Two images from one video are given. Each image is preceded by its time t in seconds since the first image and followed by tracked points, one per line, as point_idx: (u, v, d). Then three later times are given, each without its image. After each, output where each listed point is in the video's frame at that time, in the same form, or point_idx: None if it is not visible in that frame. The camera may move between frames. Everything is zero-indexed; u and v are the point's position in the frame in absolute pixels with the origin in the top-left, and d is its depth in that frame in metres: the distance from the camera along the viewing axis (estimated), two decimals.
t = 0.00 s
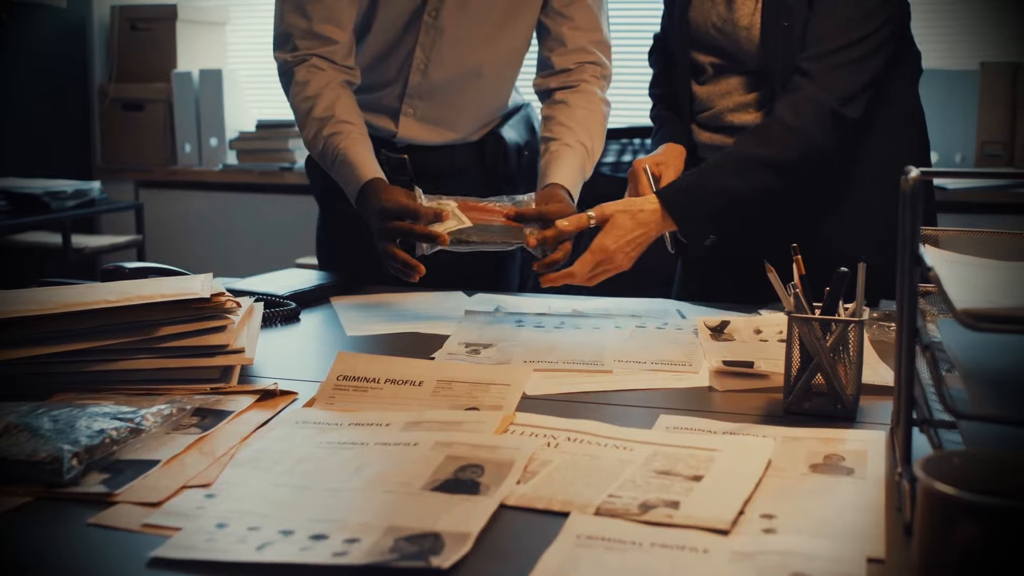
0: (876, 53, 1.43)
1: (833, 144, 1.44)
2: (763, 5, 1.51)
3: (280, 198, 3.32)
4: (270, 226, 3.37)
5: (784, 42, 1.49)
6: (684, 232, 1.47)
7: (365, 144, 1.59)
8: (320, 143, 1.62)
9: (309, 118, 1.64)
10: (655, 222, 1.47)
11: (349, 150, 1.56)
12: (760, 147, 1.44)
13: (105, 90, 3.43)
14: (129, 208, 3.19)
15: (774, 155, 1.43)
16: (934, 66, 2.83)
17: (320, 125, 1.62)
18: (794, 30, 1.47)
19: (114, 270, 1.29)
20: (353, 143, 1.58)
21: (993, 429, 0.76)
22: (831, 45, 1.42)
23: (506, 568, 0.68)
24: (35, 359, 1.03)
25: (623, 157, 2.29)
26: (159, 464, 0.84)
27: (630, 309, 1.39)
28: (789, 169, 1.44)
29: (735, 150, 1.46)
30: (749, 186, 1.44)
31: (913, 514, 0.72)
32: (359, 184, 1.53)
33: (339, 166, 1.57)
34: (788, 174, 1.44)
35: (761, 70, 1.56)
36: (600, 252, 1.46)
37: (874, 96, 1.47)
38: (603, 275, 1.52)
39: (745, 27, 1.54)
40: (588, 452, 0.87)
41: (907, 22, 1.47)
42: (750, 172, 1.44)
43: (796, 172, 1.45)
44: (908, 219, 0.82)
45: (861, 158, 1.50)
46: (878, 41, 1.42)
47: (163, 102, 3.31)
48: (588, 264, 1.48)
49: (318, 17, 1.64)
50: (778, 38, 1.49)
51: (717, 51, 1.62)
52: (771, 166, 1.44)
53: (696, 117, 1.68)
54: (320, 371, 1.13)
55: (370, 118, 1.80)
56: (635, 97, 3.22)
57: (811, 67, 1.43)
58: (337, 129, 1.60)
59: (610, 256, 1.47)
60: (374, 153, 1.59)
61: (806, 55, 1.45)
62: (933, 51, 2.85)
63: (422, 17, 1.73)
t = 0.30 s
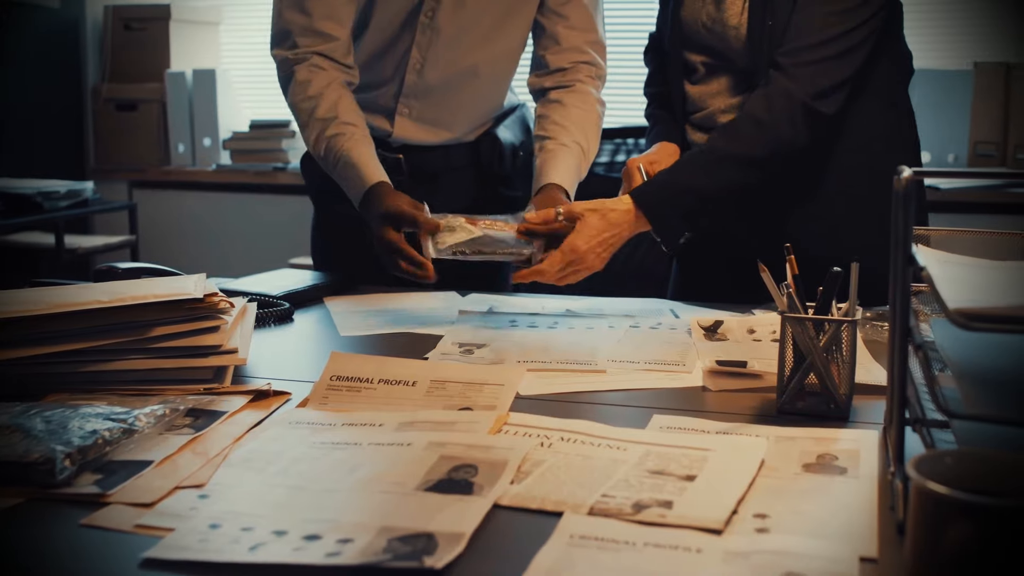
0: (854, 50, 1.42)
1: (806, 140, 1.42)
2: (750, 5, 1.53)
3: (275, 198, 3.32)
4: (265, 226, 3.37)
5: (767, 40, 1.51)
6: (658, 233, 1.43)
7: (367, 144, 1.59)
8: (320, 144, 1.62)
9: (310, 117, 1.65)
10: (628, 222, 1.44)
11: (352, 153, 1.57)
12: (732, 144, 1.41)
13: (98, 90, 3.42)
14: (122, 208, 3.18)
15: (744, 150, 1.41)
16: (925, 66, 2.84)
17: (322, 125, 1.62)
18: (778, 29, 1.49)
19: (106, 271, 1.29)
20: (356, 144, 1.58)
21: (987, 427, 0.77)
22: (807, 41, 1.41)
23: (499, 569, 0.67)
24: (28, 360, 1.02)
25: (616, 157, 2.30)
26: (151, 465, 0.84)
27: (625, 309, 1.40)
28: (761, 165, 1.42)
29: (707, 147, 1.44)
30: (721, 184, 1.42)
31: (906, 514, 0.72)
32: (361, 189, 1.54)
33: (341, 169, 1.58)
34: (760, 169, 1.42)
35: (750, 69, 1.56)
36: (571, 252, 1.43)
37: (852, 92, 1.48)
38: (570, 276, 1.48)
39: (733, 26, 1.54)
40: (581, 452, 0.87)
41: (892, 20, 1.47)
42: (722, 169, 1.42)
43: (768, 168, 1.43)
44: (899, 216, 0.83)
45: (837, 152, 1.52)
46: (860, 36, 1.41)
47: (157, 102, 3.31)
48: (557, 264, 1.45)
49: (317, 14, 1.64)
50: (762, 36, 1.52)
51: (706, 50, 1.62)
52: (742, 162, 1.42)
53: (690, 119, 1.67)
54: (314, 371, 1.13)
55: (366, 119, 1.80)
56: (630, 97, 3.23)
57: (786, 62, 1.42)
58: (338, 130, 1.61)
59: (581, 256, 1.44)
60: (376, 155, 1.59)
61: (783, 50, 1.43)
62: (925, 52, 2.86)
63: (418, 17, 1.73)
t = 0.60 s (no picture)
0: (838, 49, 1.42)
1: (789, 138, 1.42)
2: (738, 5, 1.53)
3: (268, 198, 3.31)
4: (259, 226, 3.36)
5: (753, 39, 1.51)
6: (641, 231, 1.43)
7: (369, 158, 1.57)
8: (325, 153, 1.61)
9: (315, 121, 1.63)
10: (614, 222, 1.44)
11: (357, 167, 1.55)
12: (715, 142, 1.41)
13: (89, 90, 3.41)
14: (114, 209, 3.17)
15: (727, 148, 1.40)
16: (916, 66, 2.84)
17: (324, 133, 1.61)
18: (764, 29, 1.50)
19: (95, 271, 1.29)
20: (360, 157, 1.56)
21: (978, 425, 0.77)
22: (793, 40, 1.41)
23: (491, 569, 0.67)
24: (18, 361, 1.02)
25: (608, 157, 2.30)
26: (143, 465, 0.84)
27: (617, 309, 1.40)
28: (744, 164, 1.42)
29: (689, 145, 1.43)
30: (704, 183, 1.41)
31: (897, 513, 0.72)
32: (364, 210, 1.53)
33: (345, 182, 1.57)
34: (745, 167, 1.42)
35: (739, 69, 1.57)
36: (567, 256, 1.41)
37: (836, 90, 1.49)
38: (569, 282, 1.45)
39: (722, 26, 1.55)
40: (573, 452, 0.87)
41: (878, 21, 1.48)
42: (705, 167, 1.41)
43: (750, 167, 1.43)
44: (891, 217, 0.83)
45: (822, 151, 1.52)
46: (847, 34, 1.42)
47: (148, 102, 3.30)
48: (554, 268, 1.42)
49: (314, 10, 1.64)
50: (749, 36, 1.52)
51: (695, 49, 1.62)
52: (725, 160, 1.41)
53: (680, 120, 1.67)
54: (305, 372, 1.13)
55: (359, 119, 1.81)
56: (622, 97, 3.23)
57: (769, 61, 1.42)
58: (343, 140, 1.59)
59: (578, 260, 1.42)
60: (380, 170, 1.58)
61: (768, 48, 1.43)
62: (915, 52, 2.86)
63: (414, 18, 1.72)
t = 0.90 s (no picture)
0: (830, 52, 1.43)
1: (783, 144, 1.43)
2: (727, 6, 1.54)
3: (261, 199, 3.31)
4: (251, 227, 3.36)
5: (744, 40, 1.52)
6: (648, 248, 1.42)
7: (396, 179, 1.53)
8: (348, 167, 1.57)
9: (341, 141, 1.58)
10: (621, 242, 1.41)
11: (382, 187, 1.51)
12: (711, 153, 1.41)
13: (78, 90, 3.40)
14: (104, 209, 3.17)
15: (722, 158, 1.41)
16: (904, 66, 2.86)
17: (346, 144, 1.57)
18: (754, 31, 1.51)
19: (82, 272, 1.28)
20: (387, 177, 1.52)
21: (963, 423, 0.78)
22: (784, 44, 1.41)
23: (481, 569, 0.67)
24: (6, 362, 1.02)
25: (599, 157, 2.30)
26: (132, 466, 0.84)
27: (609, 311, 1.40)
28: (740, 171, 1.42)
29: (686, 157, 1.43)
30: (701, 194, 1.42)
31: (886, 512, 0.73)
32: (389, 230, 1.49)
33: (369, 201, 1.53)
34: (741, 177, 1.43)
35: (728, 69, 1.57)
36: (583, 282, 1.31)
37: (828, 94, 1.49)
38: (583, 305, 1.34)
39: (711, 27, 1.55)
40: (563, 452, 0.87)
41: (866, 21, 1.48)
42: (702, 178, 1.41)
43: (746, 174, 1.43)
44: (879, 217, 0.83)
45: (815, 154, 1.52)
46: (838, 38, 1.42)
47: (138, 103, 3.30)
48: (569, 294, 1.32)
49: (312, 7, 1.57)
50: (739, 37, 1.53)
51: (683, 50, 1.62)
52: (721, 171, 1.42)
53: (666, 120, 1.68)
54: (295, 372, 1.13)
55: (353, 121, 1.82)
56: (611, 97, 3.23)
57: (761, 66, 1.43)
58: (367, 154, 1.55)
59: (594, 283, 1.32)
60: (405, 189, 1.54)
61: (760, 53, 1.43)
62: (903, 52, 2.88)
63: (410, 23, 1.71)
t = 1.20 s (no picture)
0: (824, 55, 1.43)
1: (783, 147, 1.43)
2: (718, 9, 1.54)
3: (254, 199, 3.31)
4: (244, 227, 3.35)
5: (739, 42, 1.51)
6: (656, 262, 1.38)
7: (397, 188, 1.51)
8: (358, 173, 1.54)
9: (349, 144, 1.55)
10: (633, 258, 1.37)
11: (383, 197, 1.49)
12: (714, 161, 1.40)
13: (69, 90, 3.39)
14: (94, 209, 3.16)
15: (725, 165, 1.40)
16: (893, 66, 2.87)
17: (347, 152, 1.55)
18: (748, 33, 1.50)
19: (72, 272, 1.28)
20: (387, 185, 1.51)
21: (954, 424, 0.78)
22: (781, 48, 1.41)
23: (472, 569, 0.67)
24: None
25: (590, 157, 2.30)
26: (122, 467, 0.84)
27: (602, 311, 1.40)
28: (743, 177, 1.42)
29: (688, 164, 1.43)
30: (706, 202, 1.41)
31: (877, 511, 0.73)
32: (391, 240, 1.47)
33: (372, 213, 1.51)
34: (744, 183, 1.42)
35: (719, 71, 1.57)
36: (600, 301, 1.28)
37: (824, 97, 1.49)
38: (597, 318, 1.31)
39: (702, 29, 1.56)
40: (553, 451, 0.87)
41: (857, 21, 1.49)
42: (706, 186, 1.40)
43: (747, 180, 1.43)
44: (869, 218, 0.83)
45: (812, 156, 1.53)
46: (835, 40, 1.42)
47: (129, 103, 3.29)
48: (586, 314, 1.29)
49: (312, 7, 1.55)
50: (733, 39, 1.52)
51: (674, 52, 1.63)
52: (724, 178, 1.41)
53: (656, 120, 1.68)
54: (286, 373, 1.13)
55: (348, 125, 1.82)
56: (602, 97, 3.24)
57: (758, 70, 1.42)
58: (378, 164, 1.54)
59: (611, 302, 1.29)
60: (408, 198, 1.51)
61: (755, 57, 1.43)
62: (893, 52, 2.89)
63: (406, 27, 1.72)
